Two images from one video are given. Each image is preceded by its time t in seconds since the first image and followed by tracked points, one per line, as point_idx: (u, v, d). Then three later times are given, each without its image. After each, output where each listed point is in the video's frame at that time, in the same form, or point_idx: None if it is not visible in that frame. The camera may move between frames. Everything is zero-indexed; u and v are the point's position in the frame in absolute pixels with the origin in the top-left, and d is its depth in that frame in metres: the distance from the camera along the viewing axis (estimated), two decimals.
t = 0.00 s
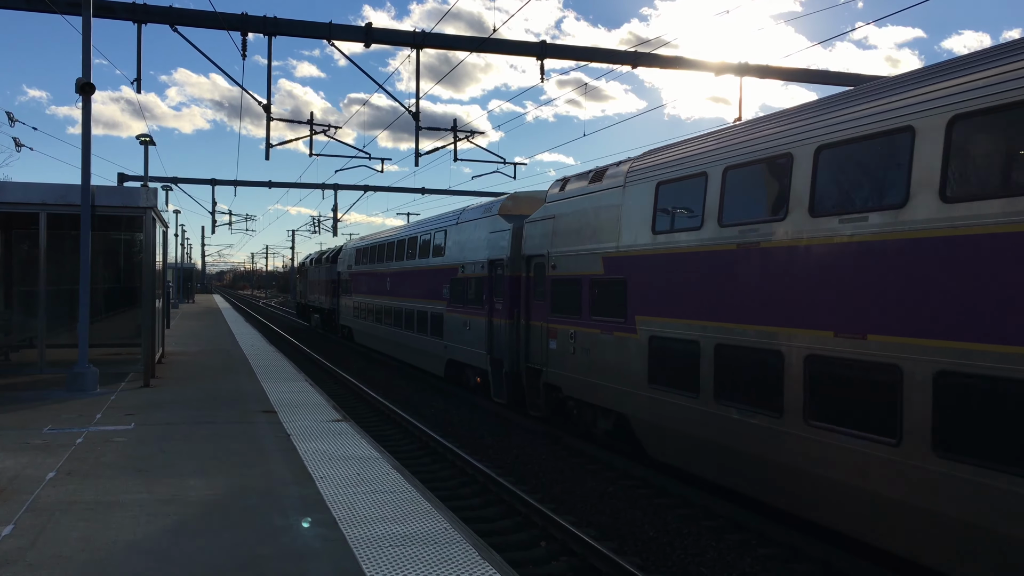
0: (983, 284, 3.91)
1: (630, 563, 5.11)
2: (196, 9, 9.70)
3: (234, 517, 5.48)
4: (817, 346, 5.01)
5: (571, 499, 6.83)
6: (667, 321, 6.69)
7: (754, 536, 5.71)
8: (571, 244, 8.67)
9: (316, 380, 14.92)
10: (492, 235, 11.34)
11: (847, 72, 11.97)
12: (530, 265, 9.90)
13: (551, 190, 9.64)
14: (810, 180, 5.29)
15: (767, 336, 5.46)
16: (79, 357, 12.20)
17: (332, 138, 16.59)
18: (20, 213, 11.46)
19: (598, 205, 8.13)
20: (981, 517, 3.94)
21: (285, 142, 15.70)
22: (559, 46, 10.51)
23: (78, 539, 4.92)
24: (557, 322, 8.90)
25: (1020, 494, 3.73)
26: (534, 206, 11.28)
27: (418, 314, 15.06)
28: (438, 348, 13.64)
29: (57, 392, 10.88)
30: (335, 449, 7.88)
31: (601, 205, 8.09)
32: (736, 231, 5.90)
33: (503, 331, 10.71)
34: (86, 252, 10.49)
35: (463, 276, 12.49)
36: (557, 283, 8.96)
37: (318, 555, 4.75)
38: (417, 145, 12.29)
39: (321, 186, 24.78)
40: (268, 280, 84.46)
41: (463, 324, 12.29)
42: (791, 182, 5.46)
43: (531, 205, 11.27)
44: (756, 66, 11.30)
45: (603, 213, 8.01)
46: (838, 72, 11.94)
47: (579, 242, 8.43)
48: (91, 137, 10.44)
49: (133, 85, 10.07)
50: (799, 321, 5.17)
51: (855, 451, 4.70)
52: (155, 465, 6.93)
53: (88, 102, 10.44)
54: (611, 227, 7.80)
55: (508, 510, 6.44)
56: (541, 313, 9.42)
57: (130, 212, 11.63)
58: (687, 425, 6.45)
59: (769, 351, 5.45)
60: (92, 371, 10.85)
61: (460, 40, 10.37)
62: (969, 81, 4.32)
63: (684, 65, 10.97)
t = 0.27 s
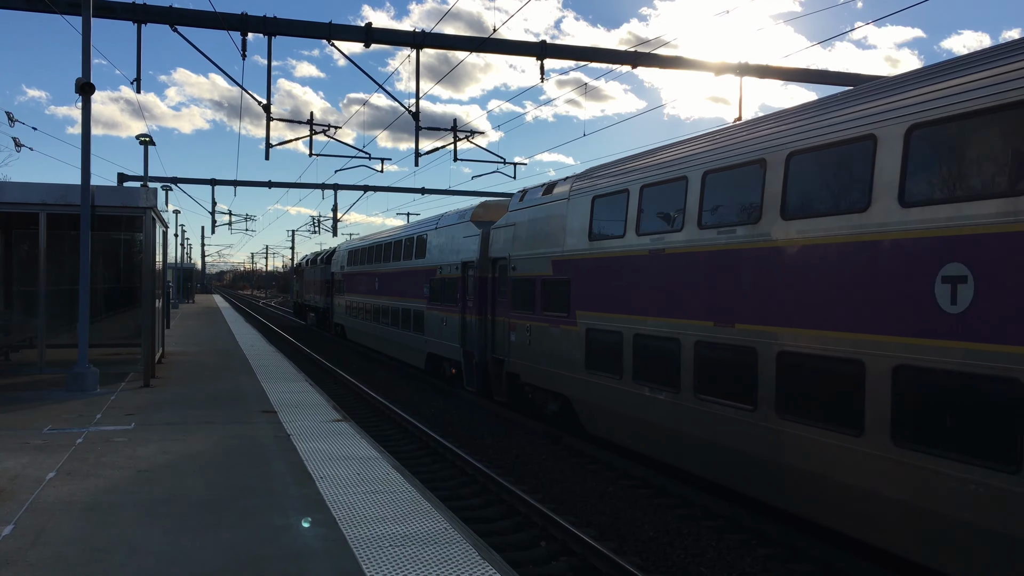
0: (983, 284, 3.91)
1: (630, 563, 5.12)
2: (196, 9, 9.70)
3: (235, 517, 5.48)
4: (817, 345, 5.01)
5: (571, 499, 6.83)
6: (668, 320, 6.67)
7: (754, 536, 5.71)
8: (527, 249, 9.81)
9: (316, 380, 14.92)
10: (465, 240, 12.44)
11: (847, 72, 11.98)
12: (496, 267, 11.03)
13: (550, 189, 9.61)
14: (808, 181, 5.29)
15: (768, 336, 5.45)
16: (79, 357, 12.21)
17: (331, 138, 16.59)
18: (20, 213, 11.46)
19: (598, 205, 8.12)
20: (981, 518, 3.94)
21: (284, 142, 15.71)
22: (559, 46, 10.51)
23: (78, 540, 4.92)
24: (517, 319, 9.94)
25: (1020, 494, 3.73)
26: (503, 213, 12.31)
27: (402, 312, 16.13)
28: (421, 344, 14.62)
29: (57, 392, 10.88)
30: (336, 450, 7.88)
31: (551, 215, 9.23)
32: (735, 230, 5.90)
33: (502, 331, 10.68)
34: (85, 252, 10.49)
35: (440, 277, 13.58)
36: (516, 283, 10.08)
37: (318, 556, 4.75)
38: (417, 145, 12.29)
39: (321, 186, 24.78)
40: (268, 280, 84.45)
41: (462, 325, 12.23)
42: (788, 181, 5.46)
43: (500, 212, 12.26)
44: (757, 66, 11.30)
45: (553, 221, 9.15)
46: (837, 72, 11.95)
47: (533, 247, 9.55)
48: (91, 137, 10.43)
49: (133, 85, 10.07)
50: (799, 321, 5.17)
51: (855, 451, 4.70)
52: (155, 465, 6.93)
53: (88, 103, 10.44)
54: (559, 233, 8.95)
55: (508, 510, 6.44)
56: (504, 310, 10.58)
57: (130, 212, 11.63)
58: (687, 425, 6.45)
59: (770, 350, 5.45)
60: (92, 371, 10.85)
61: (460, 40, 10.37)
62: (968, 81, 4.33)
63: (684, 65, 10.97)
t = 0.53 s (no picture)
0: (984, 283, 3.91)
1: (629, 563, 5.12)
2: (196, 9, 9.70)
3: (235, 517, 5.48)
4: (816, 344, 5.00)
5: (571, 499, 6.83)
6: (673, 319, 6.59)
7: (754, 536, 5.71)
8: (494, 251, 10.88)
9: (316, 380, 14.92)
10: (442, 243, 13.32)
11: (846, 72, 11.99)
12: (467, 268, 12.13)
13: (550, 188, 9.61)
14: (807, 181, 5.29)
15: (768, 336, 5.45)
16: (79, 357, 12.21)
17: (331, 138, 16.59)
18: (20, 213, 11.45)
19: (600, 205, 8.11)
20: (981, 518, 3.94)
21: (285, 142, 15.72)
22: (558, 46, 10.51)
23: (78, 539, 4.92)
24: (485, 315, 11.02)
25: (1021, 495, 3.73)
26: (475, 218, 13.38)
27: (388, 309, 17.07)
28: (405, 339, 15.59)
29: (57, 392, 10.88)
30: (335, 450, 7.88)
31: (514, 222, 10.32)
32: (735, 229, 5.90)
33: (497, 330, 10.62)
34: (85, 252, 10.49)
35: (421, 278, 14.57)
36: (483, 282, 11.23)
37: (318, 555, 4.75)
38: (417, 145, 12.29)
39: (320, 186, 24.78)
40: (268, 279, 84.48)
41: (461, 323, 12.21)
42: (788, 181, 5.47)
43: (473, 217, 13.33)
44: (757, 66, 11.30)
45: (515, 227, 10.25)
46: (837, 72, 11.95)
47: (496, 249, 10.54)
48: (91, 137, 10.43)
49: (133, 85, 10.07)
50: (798, 321, 5.17)
51: (853, 450, 4.72)
52: (155, 465, 6.93)
53: (88, 103, 10.44)
54: (521, 237, 10.02)
55: (508, 510, 6.44)
56: (474, 306, 11.63)
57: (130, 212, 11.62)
58: (687, 425, 6.45)
59: (769, 348, 5.45)
60: (92, 371, 10.84)
61: (459, 40, 10.37)
62: (968, 81, 4.34)
63: (684, 65, 10.98)
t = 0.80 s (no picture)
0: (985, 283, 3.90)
1: (629, 563, 5.12)
2: (196, 9, 9.70)
3: (235, 517, 5.48)
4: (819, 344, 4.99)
5: (571, 499, 6.83)
6: (674, 319, 6.57)
7: (754, 536, 5.71)
8: (466, 254, 12.22)
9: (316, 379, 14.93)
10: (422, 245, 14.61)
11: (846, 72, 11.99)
12: (445, 269, 13.45)
13: (551, 189, 9.61)
14: (808, 180, 5.28)
15: (768, 336, 5.45)
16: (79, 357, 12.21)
17: (331, 137, 16.59)
18: (20, 213, 11.45)
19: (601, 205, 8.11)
20: (982, 518, 3.94)
21: (285, 142, 15.72)
22: (558, 46, 10.51)
23: (78, 540, 4.92)
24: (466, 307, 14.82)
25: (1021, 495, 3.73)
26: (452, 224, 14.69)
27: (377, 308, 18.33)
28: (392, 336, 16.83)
29: (57, 392, 10.88)
30: (335, 450, 7.88)
31: (485, 228, 11.53)
32: (735, 230, 5.90)
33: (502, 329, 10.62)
34: (86, 252, 10.49)
35: (404, 279, 15.85)
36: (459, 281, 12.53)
37: (318, 556, 4.75)
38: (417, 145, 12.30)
39: (321, 186, 24.79)
40: (268, 279, 84.48)
41: (463, 323, 12.18)
42: (787, 181, 5.48)
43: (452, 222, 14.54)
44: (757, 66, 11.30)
45: (486, 232, 11.47)
46: (837, 72, 11.95)
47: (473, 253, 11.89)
48: (91, 137, 10.43)
49: (133, 85, 10.07)
50: (799, 321, 5.15)
51: (853, 450, 4.72)
52: (155, 465, 6.93)
53: (88, 103, 10.43)
54: (487, 243, 11.37)
55: (508, 510, 6.44)
56: (450, 304, 13.00)
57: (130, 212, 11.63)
58: (687, 425, 6.44)
59: (771, 348, 5.43)
60: (92, 371, 10.84)
61: (459, 40, 10.38)
62: (967, 81, 4.34)
63: (684, 65, 10.98)
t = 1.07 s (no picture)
0: (985, 282, 3.90)
1: (629, 562, 5.12)
2: (196, 9, 9.70)
3: (235, 517, 5.48)
4: (819, 344, 4.96)
5: (571, 499, 6.83)
6: (673, 318, 6.56)
7: (754, 536, 5.71)
8: (443, 256, 13.54)
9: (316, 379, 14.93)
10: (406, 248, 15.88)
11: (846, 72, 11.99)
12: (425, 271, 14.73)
13: (551, 188, 9.60)
14: (807, 180, 5.29)
15: (768, 336, 5.43)
16: (79, 357, 12.20)
17: (331, 137, 16.59)
18: (20, 213, 11.45)
19: (600, 205, 8.10)
20: (981, 517, 3.94)
21: (285, 142, 15.71)
22: (558, 46, 10.51)
23: (78, 540, 4.92)
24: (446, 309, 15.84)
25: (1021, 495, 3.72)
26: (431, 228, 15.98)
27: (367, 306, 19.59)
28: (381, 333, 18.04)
29: (56, 392, 10.87)
30: (335, 449, 7.87)
31: (460, 233, 12.81)
32: (734, 229, 5.90)
33: (504, 328, 10.61)
34: (85, 252, 10.49)
35: (391, 279, 17.23)
36: (436, 282, 13.82)
37: (318, 556, 4.74)
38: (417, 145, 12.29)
39: (321, 186, 24.80)
40: (268, 279, 84.50)
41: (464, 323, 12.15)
42: (786, 180, 5.48)
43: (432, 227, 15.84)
44: (757, 66, 11.30)
45: (460, 237, 12.76)
46: (838, 72, 11.96)
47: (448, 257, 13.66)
48: (91, 137, 10.43)
49: (133, 85, 10.06)
50: (798, 320, 5.15)
51: (853, 450, 4.71)
52: (155, 465, 6.92)
53: (88, 102, 10.43)
54: (460, 247, 12.70)
55: (508, 510, 6.43)
56: (428, 302, 14.30)
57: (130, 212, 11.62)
58: (685, 425, 6.44)
59: (771, 348, 5.42)
60: (92, 371, 10.83)
61: (459, 40, 10.37)
62: (967, 81, 4.34)
63: (684, 65, 10.98)
